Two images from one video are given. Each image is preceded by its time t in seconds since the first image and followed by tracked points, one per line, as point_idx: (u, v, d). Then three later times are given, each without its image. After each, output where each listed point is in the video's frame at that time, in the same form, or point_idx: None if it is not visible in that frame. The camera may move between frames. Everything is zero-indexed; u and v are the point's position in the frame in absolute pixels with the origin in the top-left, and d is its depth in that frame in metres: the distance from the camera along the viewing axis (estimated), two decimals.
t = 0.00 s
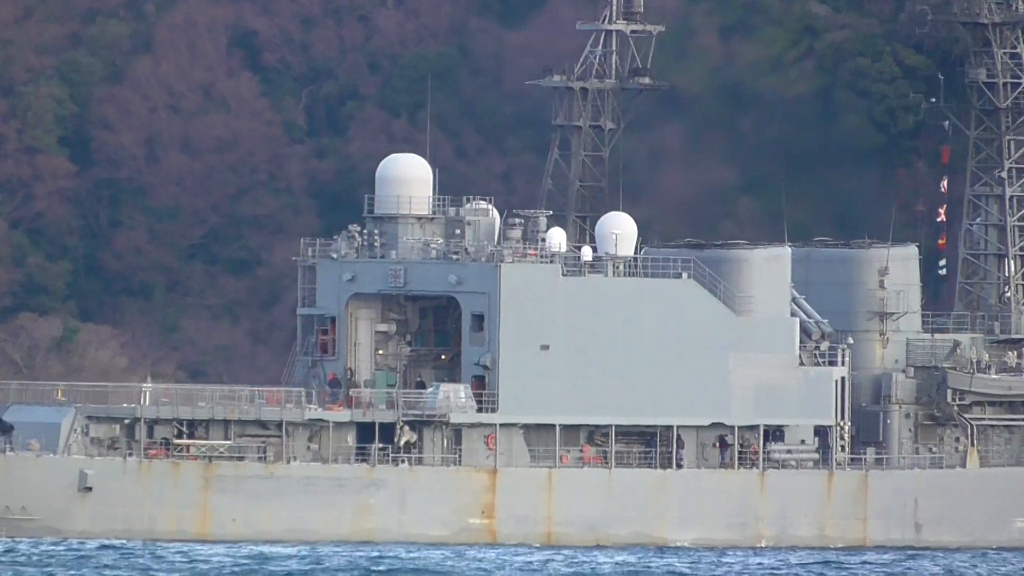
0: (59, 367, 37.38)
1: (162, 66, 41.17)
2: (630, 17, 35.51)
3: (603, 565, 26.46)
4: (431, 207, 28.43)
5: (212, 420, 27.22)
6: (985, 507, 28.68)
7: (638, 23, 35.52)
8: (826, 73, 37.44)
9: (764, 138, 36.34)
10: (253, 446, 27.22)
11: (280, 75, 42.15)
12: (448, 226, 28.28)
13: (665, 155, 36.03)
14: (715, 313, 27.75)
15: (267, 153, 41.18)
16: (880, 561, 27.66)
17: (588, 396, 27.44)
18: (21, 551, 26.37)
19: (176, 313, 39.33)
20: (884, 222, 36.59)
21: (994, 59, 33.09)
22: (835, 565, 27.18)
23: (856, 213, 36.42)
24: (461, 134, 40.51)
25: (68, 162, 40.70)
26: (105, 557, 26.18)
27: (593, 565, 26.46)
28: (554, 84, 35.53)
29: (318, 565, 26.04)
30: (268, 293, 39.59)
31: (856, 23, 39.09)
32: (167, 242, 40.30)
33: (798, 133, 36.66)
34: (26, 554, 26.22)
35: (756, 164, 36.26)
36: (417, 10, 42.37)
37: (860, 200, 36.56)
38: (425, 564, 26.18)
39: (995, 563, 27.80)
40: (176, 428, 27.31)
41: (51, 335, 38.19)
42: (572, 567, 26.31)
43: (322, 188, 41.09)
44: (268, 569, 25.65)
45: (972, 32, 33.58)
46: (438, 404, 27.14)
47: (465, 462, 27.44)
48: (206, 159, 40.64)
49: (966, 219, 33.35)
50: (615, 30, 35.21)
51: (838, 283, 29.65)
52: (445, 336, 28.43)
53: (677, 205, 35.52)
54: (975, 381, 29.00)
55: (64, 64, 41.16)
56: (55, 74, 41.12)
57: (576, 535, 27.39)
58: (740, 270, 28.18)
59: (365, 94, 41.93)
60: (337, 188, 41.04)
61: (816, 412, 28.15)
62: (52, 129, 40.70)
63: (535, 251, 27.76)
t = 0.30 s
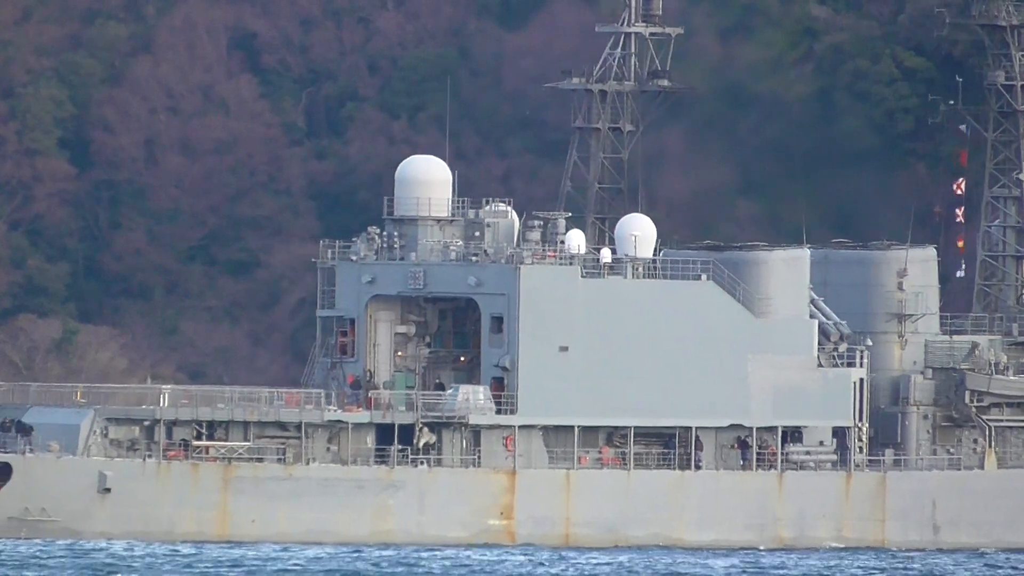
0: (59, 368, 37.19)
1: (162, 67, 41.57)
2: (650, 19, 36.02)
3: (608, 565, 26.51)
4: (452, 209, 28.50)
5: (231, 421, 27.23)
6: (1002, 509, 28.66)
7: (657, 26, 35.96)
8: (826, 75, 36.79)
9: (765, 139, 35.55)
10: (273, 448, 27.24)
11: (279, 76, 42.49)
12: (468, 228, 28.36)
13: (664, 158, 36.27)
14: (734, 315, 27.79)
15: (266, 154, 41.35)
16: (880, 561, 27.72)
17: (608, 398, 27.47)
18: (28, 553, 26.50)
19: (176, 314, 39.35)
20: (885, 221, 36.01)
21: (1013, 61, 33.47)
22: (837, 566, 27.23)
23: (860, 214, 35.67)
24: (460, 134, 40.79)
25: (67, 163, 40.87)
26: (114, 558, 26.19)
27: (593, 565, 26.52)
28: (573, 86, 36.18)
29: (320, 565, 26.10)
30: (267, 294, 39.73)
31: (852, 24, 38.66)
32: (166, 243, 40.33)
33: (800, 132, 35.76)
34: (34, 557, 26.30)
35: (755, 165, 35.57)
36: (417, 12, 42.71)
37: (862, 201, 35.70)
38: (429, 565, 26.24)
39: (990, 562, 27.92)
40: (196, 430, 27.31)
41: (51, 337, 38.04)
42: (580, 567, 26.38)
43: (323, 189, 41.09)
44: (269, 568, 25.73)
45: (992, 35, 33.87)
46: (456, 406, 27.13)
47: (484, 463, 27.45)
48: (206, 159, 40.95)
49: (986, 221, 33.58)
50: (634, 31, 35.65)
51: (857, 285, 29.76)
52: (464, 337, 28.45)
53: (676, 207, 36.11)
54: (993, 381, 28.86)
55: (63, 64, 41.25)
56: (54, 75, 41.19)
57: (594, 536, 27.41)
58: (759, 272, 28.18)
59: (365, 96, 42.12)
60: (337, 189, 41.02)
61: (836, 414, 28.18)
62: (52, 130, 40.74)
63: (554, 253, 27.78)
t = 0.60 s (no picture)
0: (59, 367, 37.50)
1: (162, 67, 41.45)
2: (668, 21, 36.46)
3: (621, 565, 26.45)
4: (469, 209, 28.53)
5: (250, 421, 27.25)
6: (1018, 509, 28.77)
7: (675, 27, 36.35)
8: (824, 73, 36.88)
9: (766, 138, 36.02)
10: (291, 447, 27.28)
11: (279, 75, 42.49)
12: (486, 228, 28.36)
13: (666, 155, 36.78)
14: (752, 315, 27.83)
15: (266, 154, 41.49)
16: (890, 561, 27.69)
17: (626, 397, 27.51)
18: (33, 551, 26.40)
19: (176, 314, 39.46)
20: (883, 220, 36.37)
21: None
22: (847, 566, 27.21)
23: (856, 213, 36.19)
24: (460, 134, 40.87)
25: (67, 163, 40.81)
26: (128, 556, 26.20)
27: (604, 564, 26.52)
28: (590, 87, 36.46)
29: (330, 564, 26.02)
30: (268, 294, 39.86)
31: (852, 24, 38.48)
32: (167, 242, 40.30)
33: (800, 132, 36.12)
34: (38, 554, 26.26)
35: (754, 164, 36.10)
36: (417, 11, 42.79)
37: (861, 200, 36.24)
38: (439, 564, 26.22)
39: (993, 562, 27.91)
40: (215, 429, 27.34)
41: (51, 336, 38.28)
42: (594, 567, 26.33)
43: (321, 189, 41.32)
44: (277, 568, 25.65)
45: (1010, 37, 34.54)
46: (475, 405, 27.18)
47: (502, 463, 27.47)
48: (206, 159, 40.87)
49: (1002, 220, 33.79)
50: (652, 33, 36.06)
51: (875, 285, 29.78)
52: (482, 336, 28.46)
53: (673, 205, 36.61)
54: (1011, 382, 29.03)
55: (64, 65, 41.26)
56: (55, 74, 41.17)
57: (613, 536, 27.44)
58: (777, 272, 28.19)
59: (364, 94, 42.28)
60: (338, 188, 41.25)
61: (854, 412, 28.23)
62: (52, 130, 40.76)
63: (572, 253, 27.79)
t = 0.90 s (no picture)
0: (60, 366, 37.38)
1: (162, 66, 41.15)
2: (685, 20, 35.29)
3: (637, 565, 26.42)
4: (490, 209, 28.53)
5: (270, 421, 27.29)
6: None
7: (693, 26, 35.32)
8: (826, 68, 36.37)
9: (769, 136, 35.78)
10: (311, 447, 27.31)
11: (279, 74, 42.22)
12: (506, 228, 28.39)
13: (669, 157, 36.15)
14: (772, 315, 27.88)
15: (267, 154, 41.21)
16: (900, 561, 27.63)
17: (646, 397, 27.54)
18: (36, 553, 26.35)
19: (176, 314, 39.16)
20: (887, 222, 36.26)
21: None
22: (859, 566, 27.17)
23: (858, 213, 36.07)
24: (461, 133, 40.66)
25: (67, 162, 40.51)
26: (145, 556, 26.17)
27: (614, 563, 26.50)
28: (610, 87, 35.23)
29: (340, 564, 25.95)
30: (268, 292, 39.53)
31: (852, 24, 37.91)
32: (167, 242, 40.08)
33: (804, 131, 35.78)
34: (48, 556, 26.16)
35: (755, 164, 35.82)
36: (418, 10, 42.40)
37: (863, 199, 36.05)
38: (449, 564, 26.16)
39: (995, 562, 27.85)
40: (235, 430, 27.38)
41: (52, 335, 38.06)
42: (609, 566, 26.32)
43: (322, 189, 41.08)
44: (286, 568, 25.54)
45: None
46: (495, 405, 27.17)
47: (522, 462, 27.51)
48: (206, 158, 40.69)
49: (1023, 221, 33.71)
50: (672, 32, 34.98)
51: (893, 285, 29.79)
52: (501, 337, 28.50)
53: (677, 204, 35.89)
54: None
55: (64, 64, 40.81)
56: (55, 74, 40.76)
57: (632, 536, 27.50)
58: (796, 272, 28.29)
59: (365, 93, 41.87)
60: (337, 188, 41.02)
61: (874, 412, 28.27)
62: (51, 129, 40.45)
63: (592, 253, 27.81)
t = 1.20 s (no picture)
0: (59, 368, 37.81)
1: (162, 66, 41.52)
2: (705, 20, 34.04)
3: (646, 565, 26.45)
4: (509, 209, 28.63)
5: (290, 422, 27.32)
6: None
7: (712, 26, 34.11)
8: (826, 69, 36.03)
9: (769, 138, 35.86)
10: (331, 448, 27.33)
11: (280, 75, 42.69)
12: (525, 229, 28.43)
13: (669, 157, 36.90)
14: (791, 316, 27.90)
15: (267, 154, 41.54)
16: (902, 560, 27.69)
17: (665, 398, 27.57)
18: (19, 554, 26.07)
19: (176, 313, 39.64)
20: (886, 222, 35.79)
21: None
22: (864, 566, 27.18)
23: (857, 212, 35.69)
24: (460, 133, 40.53)
25: (67, 163, 40.85)
26: (159, 555, 26.22)
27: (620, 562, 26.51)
28: (629, 87, 34.30)
29: (353, 564, 26.00)
30: (268, 292, 40.06)
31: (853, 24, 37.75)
32: (167, 243, 40.44)
33: (804, 130, 35.73)
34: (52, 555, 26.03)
35: (756, 164, 35.95)
36: (417, 10, 42.52)
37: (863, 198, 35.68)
38: (454, 563, 26.16)
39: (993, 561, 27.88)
40: (254, 431, 27.41)
41: (52, 335, 38.49)
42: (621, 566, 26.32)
43: (321, 188, 41.51)
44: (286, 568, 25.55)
45: None
46: (514, 406, 27.22)
47: (541, 463, 27.51)
48: (206, 159, 40.95)
49: None
50: (690, 33, 33.66)
51: (912, 286, 29.86)
52: (521, 338, 28.52)
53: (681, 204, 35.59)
54: None
55: (64, 64, 41.18)
56: (55, 74, 41.12)
57: (651, 537, 27.50)
58: (814, 273, 28.32)
59: (365, 94, 42.35)
60: (337, 187, 41.41)
61: (892, 414, 28.30)
62: (51, 130, 40.71)
63: (610, 254, 27.91)
